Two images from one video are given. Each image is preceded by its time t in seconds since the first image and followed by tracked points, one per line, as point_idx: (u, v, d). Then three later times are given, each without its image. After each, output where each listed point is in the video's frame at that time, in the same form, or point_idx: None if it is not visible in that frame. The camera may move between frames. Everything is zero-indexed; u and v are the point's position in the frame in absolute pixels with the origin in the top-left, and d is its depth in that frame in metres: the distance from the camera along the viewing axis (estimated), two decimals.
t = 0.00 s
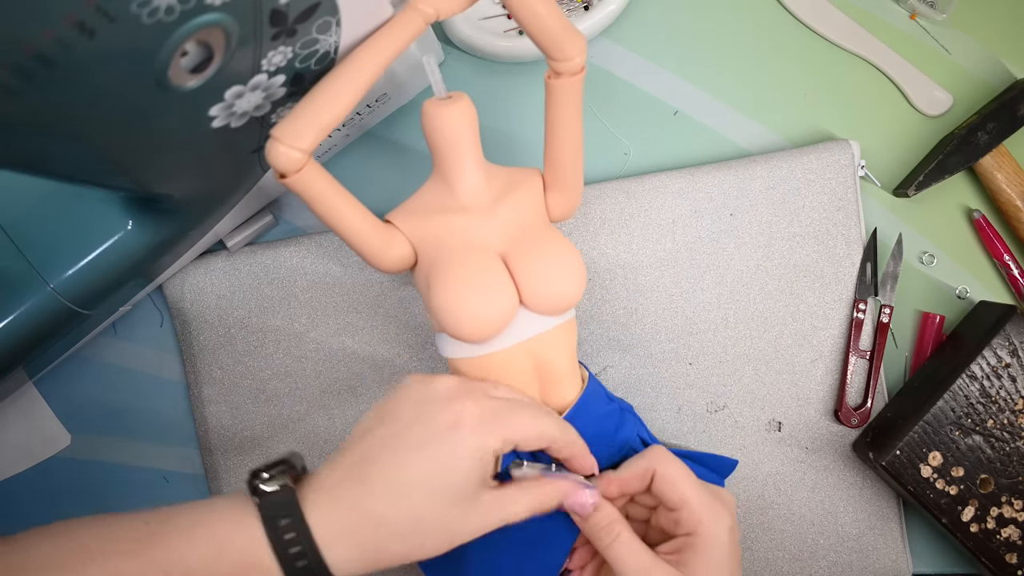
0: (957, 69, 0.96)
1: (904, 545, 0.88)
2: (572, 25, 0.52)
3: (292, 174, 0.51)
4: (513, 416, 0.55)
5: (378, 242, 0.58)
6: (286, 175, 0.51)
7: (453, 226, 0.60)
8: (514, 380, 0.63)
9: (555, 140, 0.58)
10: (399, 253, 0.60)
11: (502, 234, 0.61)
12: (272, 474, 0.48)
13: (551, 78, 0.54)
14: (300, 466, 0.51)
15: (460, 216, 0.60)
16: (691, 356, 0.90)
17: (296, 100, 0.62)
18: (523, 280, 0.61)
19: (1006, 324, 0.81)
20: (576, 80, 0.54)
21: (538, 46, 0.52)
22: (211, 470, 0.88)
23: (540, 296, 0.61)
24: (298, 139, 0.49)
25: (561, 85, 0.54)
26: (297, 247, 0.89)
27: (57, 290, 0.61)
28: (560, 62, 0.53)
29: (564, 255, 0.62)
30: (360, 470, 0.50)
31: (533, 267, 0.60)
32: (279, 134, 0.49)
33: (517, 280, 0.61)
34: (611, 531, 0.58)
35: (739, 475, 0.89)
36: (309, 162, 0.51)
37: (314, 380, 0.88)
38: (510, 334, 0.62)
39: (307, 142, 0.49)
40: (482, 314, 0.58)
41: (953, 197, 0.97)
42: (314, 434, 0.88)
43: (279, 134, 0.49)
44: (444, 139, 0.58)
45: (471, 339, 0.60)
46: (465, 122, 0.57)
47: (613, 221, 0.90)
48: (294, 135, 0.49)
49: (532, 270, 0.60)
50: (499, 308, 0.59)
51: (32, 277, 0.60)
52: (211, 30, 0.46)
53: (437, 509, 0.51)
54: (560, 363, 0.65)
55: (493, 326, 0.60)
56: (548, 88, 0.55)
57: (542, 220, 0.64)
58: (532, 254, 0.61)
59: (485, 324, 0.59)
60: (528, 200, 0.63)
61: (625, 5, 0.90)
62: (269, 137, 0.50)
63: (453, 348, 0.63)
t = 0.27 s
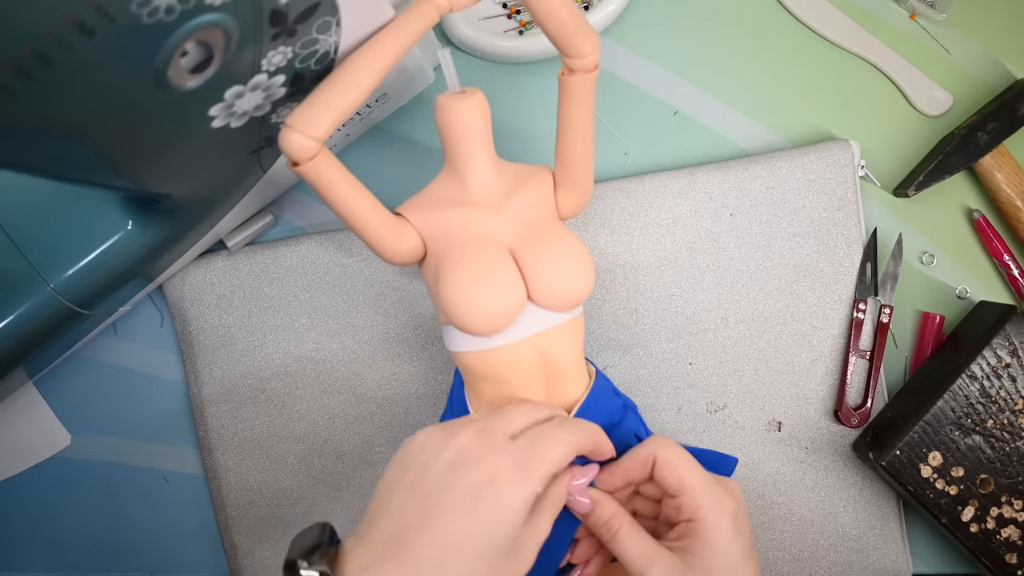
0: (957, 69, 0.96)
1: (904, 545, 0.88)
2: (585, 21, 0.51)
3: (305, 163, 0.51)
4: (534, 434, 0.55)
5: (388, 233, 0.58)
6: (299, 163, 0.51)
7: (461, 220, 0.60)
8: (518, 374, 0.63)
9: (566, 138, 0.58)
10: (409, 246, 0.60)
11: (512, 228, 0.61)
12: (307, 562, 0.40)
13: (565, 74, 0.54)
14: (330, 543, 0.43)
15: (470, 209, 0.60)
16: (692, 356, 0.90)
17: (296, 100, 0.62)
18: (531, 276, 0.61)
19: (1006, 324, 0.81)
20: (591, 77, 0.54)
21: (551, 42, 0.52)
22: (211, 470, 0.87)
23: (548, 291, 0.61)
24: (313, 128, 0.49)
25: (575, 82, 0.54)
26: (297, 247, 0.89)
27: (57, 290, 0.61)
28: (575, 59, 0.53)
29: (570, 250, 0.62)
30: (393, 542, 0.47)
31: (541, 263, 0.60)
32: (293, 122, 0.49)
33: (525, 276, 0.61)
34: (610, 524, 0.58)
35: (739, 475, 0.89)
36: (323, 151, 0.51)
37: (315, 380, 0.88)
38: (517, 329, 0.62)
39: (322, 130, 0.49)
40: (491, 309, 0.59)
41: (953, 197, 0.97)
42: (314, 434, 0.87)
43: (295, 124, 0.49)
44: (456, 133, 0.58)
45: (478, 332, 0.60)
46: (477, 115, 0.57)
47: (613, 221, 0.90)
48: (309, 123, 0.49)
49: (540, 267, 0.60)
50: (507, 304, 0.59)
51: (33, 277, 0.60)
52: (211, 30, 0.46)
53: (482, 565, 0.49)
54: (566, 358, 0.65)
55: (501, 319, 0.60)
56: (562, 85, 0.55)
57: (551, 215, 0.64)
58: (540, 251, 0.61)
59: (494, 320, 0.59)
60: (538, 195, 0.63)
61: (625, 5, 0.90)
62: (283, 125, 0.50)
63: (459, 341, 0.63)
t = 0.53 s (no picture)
0: (957, 69, 0.96)
1: (904, 545, 0.88)
2: (582, 19, 0.52)
3: (299, 158, 0.52)
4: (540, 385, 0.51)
5: (384, 229, 0.58)
6: (294, 158, 0.52)
7: (458, 215, 0.60)
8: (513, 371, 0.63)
9: (563, 135, 0.58)
10: (405, 242, 0.60)
11: (507, 225, 0.61)
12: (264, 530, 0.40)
13: (561, 71, 0.55)
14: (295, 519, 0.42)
15: (466, 205, 0.60)
16: (691, 356, 0.90)
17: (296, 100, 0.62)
18: (525, 272, 0.61)
19: (1006, 324, 0.81)
20: (586, 74, 0.54)
21: (548, 39, 0.53)
22: (212, 470, 0.87)
23: (541, 288, 0.61)
24: (308, 124, 0.50)
25: (570, 78, 0.54)
26: (297, 246, 0.89)
27: (57, 290, 0.61)
28: (570, 55, 0.53)
29: (565, 247, 0.62)
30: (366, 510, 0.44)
31: (535, 260, 0.60)
32: (288, 117, 0.50)
33: (519, 272, 0.61)
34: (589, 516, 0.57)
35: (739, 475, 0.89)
36: (318, 147, 0.52)
37: (315, 380, 0.88)
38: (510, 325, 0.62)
39: (315, 126, 0.50)
40: (483, 303, 0.59)
41: (954, 197, 0.97)
42: (314, 434, 0.88)
43: (289, 119, 0.50)
44: (452, 130, 0.58)
45: (471, 327, 0.60)
46: (474, 113, 0.58)
47: (613, 220, 0.90)
48: (301, 120, 0.50)
49: (534, 263, 0.60)
50: (500, 298, 0.59)
51: (33, 277, 0.60)
52: (211, 30, 0.46)
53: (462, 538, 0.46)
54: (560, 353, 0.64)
55: (493, 316, 0.60)
56: (558, 81, 0.55)
57: (547, 212, 0.64)
58: (535, 248, 0.61)
59: (486, 314, 0.59)
60: (536, 193, 0.63)
61: (625, 6, 0.90)
62: (278, 121, 0.50)
63: (454, 336, 0.63)
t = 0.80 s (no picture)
0: (957, 69, 0.96)
1: (904, 545, 0.88)
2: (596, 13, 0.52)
3: (314, 146, 0.52)
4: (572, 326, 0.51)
5: (397, 221, 0.58)
6: (308, 145, 0.52)
7: (470, 207, 0.60)
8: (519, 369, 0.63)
9: (570, 131, 0.58)
10: (416, 234, 0.60)
11: (519, 218, 0.61)
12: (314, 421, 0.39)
13: (572, 64, 0.55)
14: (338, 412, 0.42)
15: (478, 198, 0.60)
16: (692, 355, 0.90)
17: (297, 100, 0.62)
18: (537, 265, 0.61)
19: (1006, 324, 0.81)
20: (598, 67, 0.54)
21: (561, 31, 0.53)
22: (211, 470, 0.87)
23: (552, 283, 0.61)
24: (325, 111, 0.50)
25: (582, 71, 0.54)
26: (297, 246, 0.89)
27: (57, 290, 0.61)
28: (581, 48, 0.53)
29: (578, 241, 0.62)
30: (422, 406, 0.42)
31: (548, 253, 0.60)
32: (304, 104, 0.50)
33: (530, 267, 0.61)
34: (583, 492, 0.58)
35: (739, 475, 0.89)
36: (333, 135, 0.52)
37: (315, 380, 0.88)
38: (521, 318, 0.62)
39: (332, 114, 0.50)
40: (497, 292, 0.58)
41: (954, 197, 0.97)
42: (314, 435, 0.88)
43: (306, 107, 0.50)
44: (462, 124, 0.58)
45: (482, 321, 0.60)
46: (486, 104, 0.58)
47: (613, 220, 0.90)
48: (318, 106, 0.50)
49: (547, 256, 0.60)
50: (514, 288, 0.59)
51: (32, 277, 0.60)
52: (211, 31, 0.46)
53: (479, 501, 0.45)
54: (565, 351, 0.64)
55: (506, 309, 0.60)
56: (569, 74, 0.55)
57: (556, 207, 0.64)
58: (547, 242, 0.61)
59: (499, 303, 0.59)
60: (545, 186, 0.63)
61: (625, 5, 0.90)
62: (295, 108, 0.50)
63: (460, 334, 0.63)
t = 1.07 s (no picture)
0: (957, 69, 0.96)
1: (904, 545, 0.88)
2: (584, 18, 0.52)
3: (300, 159, 0.51)
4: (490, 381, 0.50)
5: (384, 232, 0.58)
6: (294, 159, 0.51)
7: (460, 216, 0.60)
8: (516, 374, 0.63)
9: (564, 136, 0.58)
10: (406, 243, 0.60)
11: (508, 227, 0.61)
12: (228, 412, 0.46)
13: (562, 71, 0.54)
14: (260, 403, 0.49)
15: (467, 207, 0.60)
16: (692, 355, 0.90)
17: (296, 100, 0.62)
18: (526, 274, 0.61)
19: (1006, 324, 0.81)
20: (588, 74, 0.54)
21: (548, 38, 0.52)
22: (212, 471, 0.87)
23: (543, 290, 0.61)
24: (308, 125, 0.50)
25: (572, 78, 0.54)
26: (297, 246, 0.89)
27: (57, 290, 0.61)
28: (571, 55, 0.53)
29: (569, 250, 0.62)
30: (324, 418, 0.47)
31: (536, 262, 0.61)
32: (288, 119, 0.49)
33: (520, 274, 0.61)
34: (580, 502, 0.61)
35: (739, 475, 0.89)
36: (318, 148, 0.51)
37: (315, 380, 0.88)
38: (512, 326, 0.62)
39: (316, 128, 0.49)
40: (483, 303, 0.59)
41: (954, 197, 0.97)
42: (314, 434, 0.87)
43: (289, 120, 0.49)
44: (453, 131, 0.58)
45: (473, 330, 0.60)
46: (476, 111, 0.58)
47: (613, 220, 0.90)
48: (302, 120, 0.49)
49: (537, 265, 0.60)
50: (502, 299, 0.59)
51: (32, 277, 0.60)
52: (211, 30, 0.46)
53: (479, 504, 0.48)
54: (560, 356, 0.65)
55: (495, 318, 0.60)
56: (559, 81, 0.55)
57: (548, 214, 0.64)
58: (537, 251, 0.61)
59: (486, 315, 0.59)
60: (536, 195, 0.63)
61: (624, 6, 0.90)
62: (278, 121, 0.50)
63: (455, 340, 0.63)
